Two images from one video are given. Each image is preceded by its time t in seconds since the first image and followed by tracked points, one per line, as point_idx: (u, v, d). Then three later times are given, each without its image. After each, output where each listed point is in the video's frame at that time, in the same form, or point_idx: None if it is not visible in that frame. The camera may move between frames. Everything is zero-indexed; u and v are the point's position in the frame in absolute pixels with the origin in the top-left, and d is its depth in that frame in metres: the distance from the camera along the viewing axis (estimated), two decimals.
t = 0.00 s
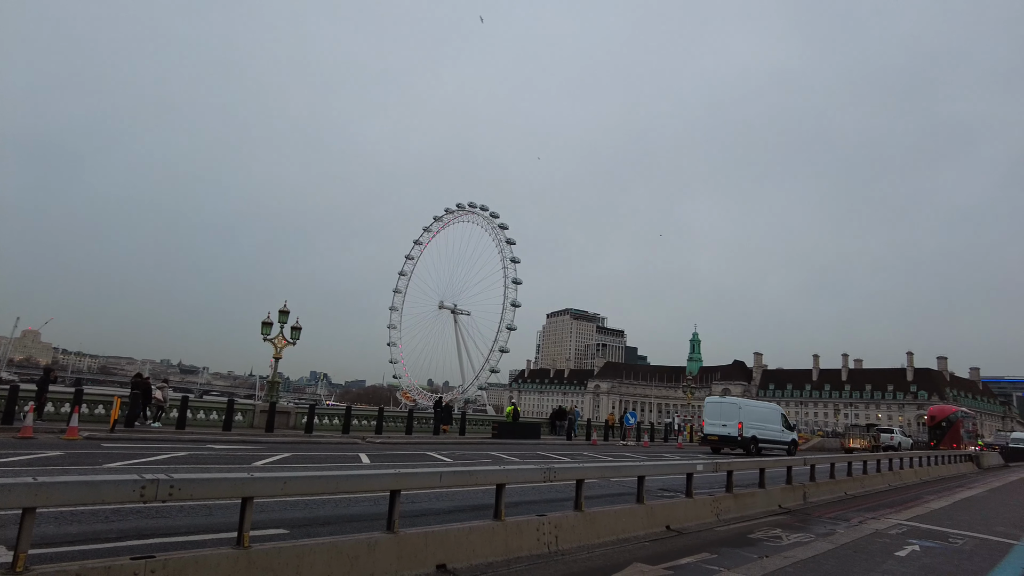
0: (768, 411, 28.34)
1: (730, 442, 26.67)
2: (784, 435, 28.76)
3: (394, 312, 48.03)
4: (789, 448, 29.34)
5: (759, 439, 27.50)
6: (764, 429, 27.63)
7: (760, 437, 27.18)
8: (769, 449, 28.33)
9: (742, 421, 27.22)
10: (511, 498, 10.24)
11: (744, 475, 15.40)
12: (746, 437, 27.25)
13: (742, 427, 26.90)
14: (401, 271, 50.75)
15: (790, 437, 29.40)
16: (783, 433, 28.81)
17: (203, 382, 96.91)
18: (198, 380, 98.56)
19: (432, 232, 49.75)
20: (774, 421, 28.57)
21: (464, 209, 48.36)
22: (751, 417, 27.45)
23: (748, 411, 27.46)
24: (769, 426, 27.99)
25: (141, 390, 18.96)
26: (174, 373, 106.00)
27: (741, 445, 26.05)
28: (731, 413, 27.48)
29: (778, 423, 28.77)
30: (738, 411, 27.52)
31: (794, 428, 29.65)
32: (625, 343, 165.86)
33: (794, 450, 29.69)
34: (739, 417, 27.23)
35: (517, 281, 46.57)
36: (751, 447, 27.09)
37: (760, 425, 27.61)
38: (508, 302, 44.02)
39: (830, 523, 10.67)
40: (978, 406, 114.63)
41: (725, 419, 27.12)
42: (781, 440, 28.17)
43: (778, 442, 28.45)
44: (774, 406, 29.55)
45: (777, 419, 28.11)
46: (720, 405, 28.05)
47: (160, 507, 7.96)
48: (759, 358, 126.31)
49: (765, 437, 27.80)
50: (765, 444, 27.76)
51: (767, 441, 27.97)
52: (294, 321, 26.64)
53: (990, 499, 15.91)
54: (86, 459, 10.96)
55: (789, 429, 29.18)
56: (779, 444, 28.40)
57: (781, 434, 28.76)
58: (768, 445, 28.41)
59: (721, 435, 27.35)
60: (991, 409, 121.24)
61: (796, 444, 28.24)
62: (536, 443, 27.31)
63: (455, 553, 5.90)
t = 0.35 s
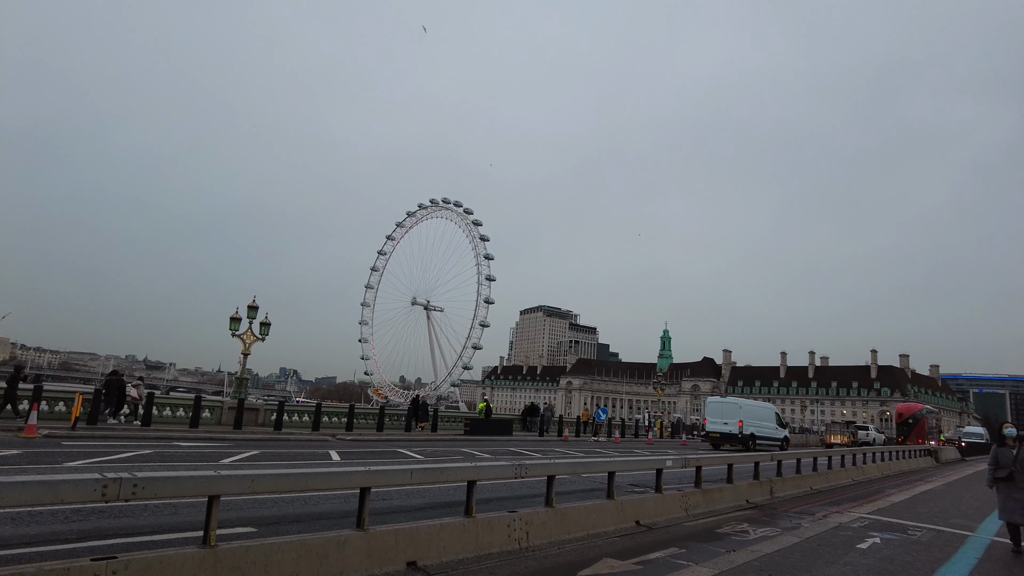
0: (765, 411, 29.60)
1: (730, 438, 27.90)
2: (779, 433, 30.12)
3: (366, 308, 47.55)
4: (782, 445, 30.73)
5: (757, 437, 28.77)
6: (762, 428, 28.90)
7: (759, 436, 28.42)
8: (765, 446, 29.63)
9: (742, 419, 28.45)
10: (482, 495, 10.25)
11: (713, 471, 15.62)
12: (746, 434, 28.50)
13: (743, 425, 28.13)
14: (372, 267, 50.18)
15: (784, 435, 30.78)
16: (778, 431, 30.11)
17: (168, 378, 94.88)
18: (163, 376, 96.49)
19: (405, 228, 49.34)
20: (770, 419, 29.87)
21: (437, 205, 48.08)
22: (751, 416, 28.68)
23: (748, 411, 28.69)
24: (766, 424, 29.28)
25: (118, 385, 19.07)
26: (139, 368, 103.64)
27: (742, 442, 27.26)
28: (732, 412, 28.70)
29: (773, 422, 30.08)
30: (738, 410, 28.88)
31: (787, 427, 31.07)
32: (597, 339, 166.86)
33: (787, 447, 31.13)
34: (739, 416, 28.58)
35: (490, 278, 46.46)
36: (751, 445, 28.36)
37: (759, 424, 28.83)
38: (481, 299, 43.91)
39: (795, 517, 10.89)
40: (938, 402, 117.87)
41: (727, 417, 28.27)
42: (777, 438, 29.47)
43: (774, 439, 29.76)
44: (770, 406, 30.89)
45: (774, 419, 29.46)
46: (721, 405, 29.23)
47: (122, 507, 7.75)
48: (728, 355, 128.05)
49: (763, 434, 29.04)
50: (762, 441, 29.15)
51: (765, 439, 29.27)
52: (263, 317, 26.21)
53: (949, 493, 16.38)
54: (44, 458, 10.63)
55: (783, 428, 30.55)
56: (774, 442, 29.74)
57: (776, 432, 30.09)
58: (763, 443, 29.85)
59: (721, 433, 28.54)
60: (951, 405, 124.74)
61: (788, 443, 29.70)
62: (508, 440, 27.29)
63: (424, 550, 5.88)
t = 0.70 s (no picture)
0: (766, 411, 31.84)
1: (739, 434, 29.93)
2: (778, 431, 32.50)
3: (346, 305, 47.16)
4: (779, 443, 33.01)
5: (762, 434, 30.96)
6: (766, 427, 31.12)
7: (764, 434, 30.61)
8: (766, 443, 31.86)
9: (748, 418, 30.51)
10: (463, 492, 10.25)
11: (692, 468, 15.79)
12: (752, 432, 30.63)
13: (751, 424, 30.23)
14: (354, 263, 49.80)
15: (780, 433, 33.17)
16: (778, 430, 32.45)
17: (144, 375, 93.42)
18: (139, 374, 94.96)
19: (387, 225, 49.06)
20: (770, 419, 32.17)
21: (420, 202, 47.88)
22: (756, 415, 30.82)
23: (754, 411, 30.89)
24: (769, 423, 31.51)
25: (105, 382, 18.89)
26: (115, 365, 101.96)
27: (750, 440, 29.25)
28: (738, 412, 30.81)
29: (772, 422, 32.35)
30: (744, 410, 30.98)
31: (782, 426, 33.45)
32: (579, 337, 167.44)
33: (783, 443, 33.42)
34: (746, 414, 30.76)
35: (473, 276, 46.37)
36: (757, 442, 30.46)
37: (763, 423, 30.99)
38: (463, 297, 43.83)
39: (773, 513, 11.05)
40: (912, 400, 120.11)
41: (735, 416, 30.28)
42: (777, 435, 31.79)
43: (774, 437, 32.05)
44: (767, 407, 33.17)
45: (774, 418, 31.81)
46: (728, 405, 31.23)
47: (96, 507, 7.63)
48: (708, 353, 129.20)
49: (766, 432, 31.24)
50: (765, 439, 31.41)
51: (767, 436, 31.51)
52: (241, 314, 25.93)
53: (922, 487, 16.74)
54: (14, 458, 10.42)
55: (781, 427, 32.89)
56: (774, 439, 32.04)
57: (775, 431, 32.44)
58: (764, 442, 32.09)
59: (730, 431, 30.51)
60: (924, 402, 127.23)
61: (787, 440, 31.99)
62: (489, 437, 27.34)
63: (405, 548, 5.87)
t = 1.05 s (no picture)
0: (774, 411, 32.87)
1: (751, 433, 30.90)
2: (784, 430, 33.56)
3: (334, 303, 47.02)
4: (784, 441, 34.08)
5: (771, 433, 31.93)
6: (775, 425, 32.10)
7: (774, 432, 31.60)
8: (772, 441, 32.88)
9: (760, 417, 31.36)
10: (452, 490, 10.25)
11: (680, 466, 15.88)
12: (763, 431, 31.55)
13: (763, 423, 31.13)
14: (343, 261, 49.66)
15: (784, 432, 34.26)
16: (784, 429, 33.50)
17: (131, 374, 92.57)
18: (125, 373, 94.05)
19: (376, 224, 48.95)
20: (777, 418, 33.23)
21: (410, 200, 47.81)
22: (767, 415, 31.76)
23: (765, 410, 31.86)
24: (777, 422, 32.53)
25: (104, 382, 18.84)
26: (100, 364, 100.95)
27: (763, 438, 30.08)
28: (750, 411, 31.71)
29: (779, 421, 33.39)
30: (755, 409, 31.91)
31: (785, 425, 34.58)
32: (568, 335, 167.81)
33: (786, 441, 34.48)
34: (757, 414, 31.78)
35: (463, 275, 46.37)
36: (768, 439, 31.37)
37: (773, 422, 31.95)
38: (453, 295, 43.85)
39: (760, 510, 11.13)
40: (898, 397, 121.43)
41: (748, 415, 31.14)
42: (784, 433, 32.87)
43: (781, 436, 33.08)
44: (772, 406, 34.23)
45: (780, 417, 32.92)
46: (739, 405, 32.04)
47: (83, 507, 7.56)
48: (697, 351, 129.85)
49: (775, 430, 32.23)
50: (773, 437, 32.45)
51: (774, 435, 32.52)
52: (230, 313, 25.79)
53: (906, 484, 16.93)
54: None
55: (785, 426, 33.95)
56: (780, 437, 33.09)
57: (781, 430, 33.48)
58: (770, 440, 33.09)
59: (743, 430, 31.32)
60: (911, 400, 128.58)
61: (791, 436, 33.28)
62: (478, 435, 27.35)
63: (393, 547, 5.87)
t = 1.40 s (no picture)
0: (786, 409, 33.32)
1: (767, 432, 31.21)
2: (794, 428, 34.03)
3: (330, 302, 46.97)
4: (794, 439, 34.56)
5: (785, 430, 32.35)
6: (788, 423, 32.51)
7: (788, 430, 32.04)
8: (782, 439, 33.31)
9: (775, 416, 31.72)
10: (449, 489, 10.24)
11: (677, 464, 15.91)
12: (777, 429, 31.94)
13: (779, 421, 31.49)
14: (339, 260, 49.64)
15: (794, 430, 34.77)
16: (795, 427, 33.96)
17: (126, 374, 92.13)
18: (121, 372, 93.64)
19: (371, 222, 48.92)
20: (789, 416, 33.66)
21: (406, 198, 47.79)
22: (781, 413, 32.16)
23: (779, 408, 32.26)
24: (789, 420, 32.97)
25: (108, 386, 18.68)
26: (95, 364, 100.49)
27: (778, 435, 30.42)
28: (765, 409, 32.07)
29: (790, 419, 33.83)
30: (771, 408, 32.30)
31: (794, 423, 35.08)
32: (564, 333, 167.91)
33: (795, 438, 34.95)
34: (772, 413, 32.06)
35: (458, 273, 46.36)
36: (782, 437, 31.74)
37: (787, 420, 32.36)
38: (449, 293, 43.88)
39: (756, 507, 11.16)
40: (893, 394, 121.96)
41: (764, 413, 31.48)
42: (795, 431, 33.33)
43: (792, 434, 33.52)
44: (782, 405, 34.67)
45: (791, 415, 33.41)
46: (755, 404, 32.35)
47: (78, 507, 7.52)
48: (693, 348, 129.99)
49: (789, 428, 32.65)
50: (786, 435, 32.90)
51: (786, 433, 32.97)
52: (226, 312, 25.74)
53: (901, 481, 17.01)
54: None
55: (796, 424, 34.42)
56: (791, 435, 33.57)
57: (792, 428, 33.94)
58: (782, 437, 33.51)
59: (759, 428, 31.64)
60: (905, 397, 129.18)
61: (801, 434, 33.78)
62: (474, 434, 27.34)
63: (390, 545, 5.87)
